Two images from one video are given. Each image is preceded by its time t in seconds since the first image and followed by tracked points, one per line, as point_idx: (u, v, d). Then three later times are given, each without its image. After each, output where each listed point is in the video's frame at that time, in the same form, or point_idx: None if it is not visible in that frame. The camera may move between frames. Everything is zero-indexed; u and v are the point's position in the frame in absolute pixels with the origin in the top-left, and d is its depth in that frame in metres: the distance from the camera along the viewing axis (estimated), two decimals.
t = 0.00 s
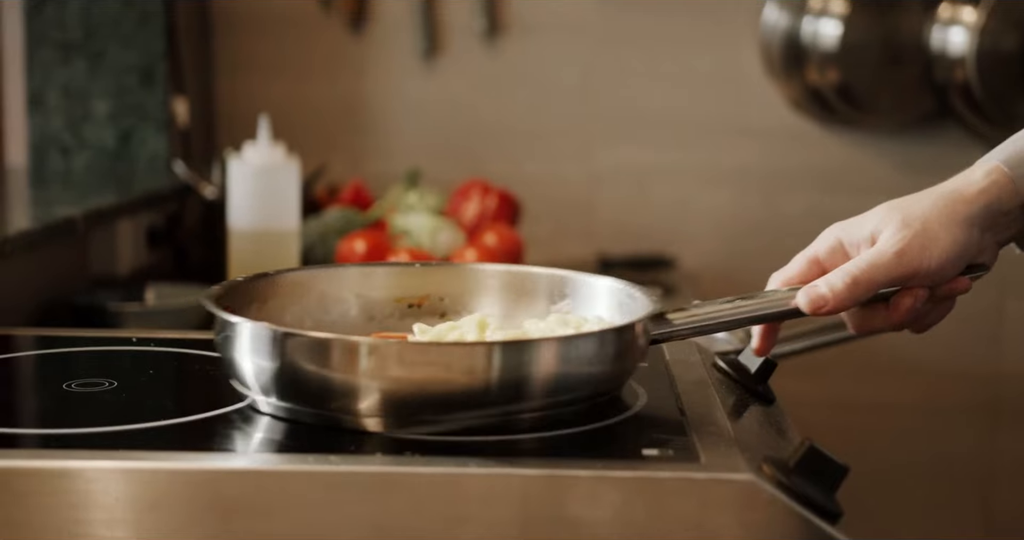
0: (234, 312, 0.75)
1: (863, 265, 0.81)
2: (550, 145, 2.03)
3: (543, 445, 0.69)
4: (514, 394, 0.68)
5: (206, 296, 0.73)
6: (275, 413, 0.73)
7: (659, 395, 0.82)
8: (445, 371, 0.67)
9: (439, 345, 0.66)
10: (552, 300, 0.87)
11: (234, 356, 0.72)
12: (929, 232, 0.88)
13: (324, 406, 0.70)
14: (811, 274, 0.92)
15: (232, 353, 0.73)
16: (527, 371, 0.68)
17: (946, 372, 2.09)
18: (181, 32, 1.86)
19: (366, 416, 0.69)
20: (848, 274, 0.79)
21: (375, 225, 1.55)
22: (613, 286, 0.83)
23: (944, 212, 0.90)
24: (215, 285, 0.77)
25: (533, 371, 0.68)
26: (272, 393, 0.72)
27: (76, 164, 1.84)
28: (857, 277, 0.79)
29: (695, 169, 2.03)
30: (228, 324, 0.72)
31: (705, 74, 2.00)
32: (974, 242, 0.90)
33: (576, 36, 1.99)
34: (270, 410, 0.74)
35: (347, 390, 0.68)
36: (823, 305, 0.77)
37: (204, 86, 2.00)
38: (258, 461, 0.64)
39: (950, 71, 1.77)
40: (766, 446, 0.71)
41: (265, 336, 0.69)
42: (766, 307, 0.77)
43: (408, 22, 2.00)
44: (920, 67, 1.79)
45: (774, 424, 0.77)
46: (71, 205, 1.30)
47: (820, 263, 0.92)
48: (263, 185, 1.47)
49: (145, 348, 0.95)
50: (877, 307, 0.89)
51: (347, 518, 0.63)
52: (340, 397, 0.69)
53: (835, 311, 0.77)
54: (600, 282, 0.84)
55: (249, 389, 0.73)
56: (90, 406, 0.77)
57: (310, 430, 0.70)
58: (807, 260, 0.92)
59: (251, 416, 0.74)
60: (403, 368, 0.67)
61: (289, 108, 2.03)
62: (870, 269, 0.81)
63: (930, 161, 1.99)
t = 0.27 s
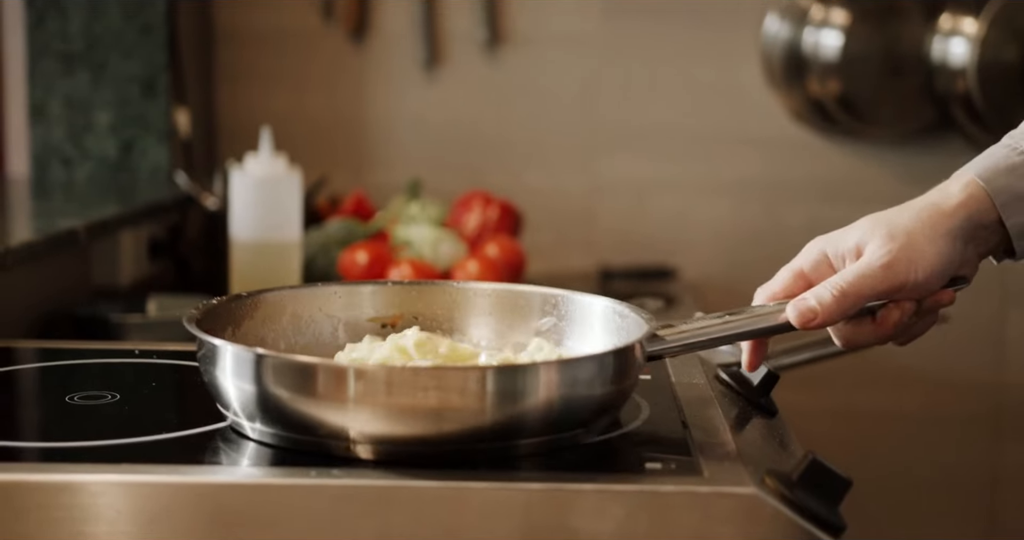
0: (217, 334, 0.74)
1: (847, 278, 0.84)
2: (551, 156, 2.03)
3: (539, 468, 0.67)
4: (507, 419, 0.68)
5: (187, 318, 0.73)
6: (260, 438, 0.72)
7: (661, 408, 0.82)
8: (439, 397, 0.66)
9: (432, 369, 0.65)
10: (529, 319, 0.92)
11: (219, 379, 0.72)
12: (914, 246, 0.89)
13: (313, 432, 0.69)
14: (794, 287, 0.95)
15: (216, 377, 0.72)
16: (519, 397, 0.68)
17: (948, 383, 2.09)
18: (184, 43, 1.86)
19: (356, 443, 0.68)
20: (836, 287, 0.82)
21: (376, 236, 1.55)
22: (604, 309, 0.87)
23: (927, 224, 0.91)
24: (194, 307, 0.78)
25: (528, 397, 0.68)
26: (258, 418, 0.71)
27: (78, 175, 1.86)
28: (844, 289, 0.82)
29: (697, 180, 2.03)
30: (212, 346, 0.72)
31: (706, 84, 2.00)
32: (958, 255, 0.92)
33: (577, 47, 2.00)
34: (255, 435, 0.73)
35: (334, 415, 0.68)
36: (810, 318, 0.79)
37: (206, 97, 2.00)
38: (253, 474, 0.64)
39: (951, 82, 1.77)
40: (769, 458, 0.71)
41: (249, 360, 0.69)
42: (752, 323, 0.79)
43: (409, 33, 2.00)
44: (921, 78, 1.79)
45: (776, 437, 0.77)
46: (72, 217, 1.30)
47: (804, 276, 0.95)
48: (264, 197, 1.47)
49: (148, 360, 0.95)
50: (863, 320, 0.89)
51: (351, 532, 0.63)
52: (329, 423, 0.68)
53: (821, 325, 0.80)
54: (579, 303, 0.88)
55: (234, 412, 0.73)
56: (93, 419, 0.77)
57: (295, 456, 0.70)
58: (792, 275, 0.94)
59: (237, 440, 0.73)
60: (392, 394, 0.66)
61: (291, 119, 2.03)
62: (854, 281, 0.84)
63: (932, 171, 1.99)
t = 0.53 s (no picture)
0: (221, 340, 0.73)
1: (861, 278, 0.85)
2: (547, 164, 2.04)
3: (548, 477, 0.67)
4: (515, 426, 0.67)
5: (192, 325, 0.72)
6: (265, 445, 0.71)
7: (653, 415, 0.82)
8: (446, 404, 0.65)
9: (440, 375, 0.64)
10: (535, 325, 0.90)
11: (223, 386, 0.70)
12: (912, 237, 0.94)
13: (317, 440, 0.68)
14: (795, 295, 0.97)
15: (221, 383, 0.71)
16: (528, 405, 0.67)
17: (943, 393, 2.09)
18: (181, 49, 1.86)
19: (361, 450, 0.67)
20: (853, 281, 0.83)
21: (371, 243, 1.55)
22: (611, 316, 0.85)
23: (925, 219, 0.95)
24: (200, 314, 0.76)
25: (536, 404, 0.67)
26: (263, 426, 0.70)
27: (74, 181, 1.87)
28: (859, 285, 0.84)
29: (693, 188, 2.03)
30: (218, 353, 0.70)
31: (703, 93, 2.00)
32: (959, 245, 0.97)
33: (574, 55, 2.00)
34: (259, 442, 0.72)
35: (340, 422, 0.66)
36: (833, 305, 0.81)
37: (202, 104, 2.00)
38: (258, 479, 0.64)
39: (946, 92, 1.77)
40: (760, 465, 0.71)
41: (255, 368, 0.68)
42: (757, 331, 0.78)
43: (406, 40, 2.01)
44: (917, 87, 1.80)
45: (768, 444, 0.77)
46: (67, 222, 1.30)
47: (804, 280, 0.96)
48: (259, 202, 1.47)
49: (141, 365, 0.95)
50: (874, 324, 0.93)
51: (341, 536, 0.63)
52: (334, 430, 0.67)
53: (843, 311, 0.82)
54: (586, 310, 0.87)
55: (238, 420, 0.71)
56: (85, 423, 0.77)
57: (299, 464, 0.68)
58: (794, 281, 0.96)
59: (240, 447, 0.72)
60: (399, 401, 0.65)
61: (287, 126, 2.03)
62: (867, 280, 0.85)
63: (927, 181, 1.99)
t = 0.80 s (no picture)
0: (200, 323, 0.73)
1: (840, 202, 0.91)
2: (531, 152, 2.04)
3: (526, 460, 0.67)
4: (493, 410, 0.67)
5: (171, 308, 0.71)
6: (244, 428, 0.71)
7: (632, 400, 0.82)
8: (423, 387, 0.65)
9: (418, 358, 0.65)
10: (514, 310, 0.90)
11: (202, 368, 0.70)
12: (810, 147, 0.99)
13: (295, 423, 0.68)
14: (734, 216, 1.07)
15: (200, 366, 0.71)
16: (506, 388, 0.67)
17: (925, 381, 2.10)
18: (163, 35, 1.86)
19: (339, 433, 0.67)
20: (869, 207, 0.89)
21: (353, 230, 1.55)
22: (590, 302, 0.86)
23: (833, 130, 0.99)
24: (179, 298, 0.76)
25: (514, 388, 0.67)
26: (242, 409, 0.70)
27: (54, 165, 1.85)
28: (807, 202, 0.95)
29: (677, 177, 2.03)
30: (197, 336, 0.70)
31: (687, 81, 2.01)
32: (866, 157, 1.02)
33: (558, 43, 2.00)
34: (238, 425, 0.72)
35: (318, 406, 0.66)
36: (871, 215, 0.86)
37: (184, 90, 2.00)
38: (236, 462, 0.64)
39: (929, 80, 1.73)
40: (737, 449, 0.72)
41: (234, 350, 0.68)
42: (736, 316, 0.79)
43: (390, 27, 2.00)
44: (900, 77, 1.78)
45: (747, 429, 0.77)
46: (48, 206, 1.30)
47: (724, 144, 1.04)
48: (241, 188, 1.46)
49: (121, 349, 0.95)
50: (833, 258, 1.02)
51: (320, 519, 0.63)
52: (313, 414, 0.67)
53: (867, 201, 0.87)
54: (566, 295, 0.87)
55: (217, 402, 0.71)
56: (64, 406, 0.77)
57: (277, 447, 0.68)
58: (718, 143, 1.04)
59: (219, 430, 0.72)
60: (378, 384, 0.65)
61: (271, 113, 2.03)
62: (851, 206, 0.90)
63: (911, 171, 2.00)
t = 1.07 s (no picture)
0: (185, 313, 0.73)
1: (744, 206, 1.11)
2: (519, 143, 2.04)
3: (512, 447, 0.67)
4: (479, 397, 0.67)
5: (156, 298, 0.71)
6: (230, 418, 0.71)
7: (619, 388, 0.82)
8: (409, 375, 0.65)
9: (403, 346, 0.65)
10: (500, 299, 0.90)
11: (188, 358, 0.70)
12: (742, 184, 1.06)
13: (280, 412, 0.68)
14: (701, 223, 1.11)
15: (186, 355, 0.71)
16: (492, 375, 0.67)
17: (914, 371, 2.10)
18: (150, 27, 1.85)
19: (325, 422, 0.67)
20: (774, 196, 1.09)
21: (341, 221, 1.55)
22: (577, 291, 0.86)
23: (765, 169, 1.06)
24: (165, 287, 0.76)
25: (500, 376, 0.67)
26: (228, 399, 0.70)
27: (41, 158, 1.82)
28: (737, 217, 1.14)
29: (665, 167, 2.04)
30: (182, 326, 0.70)
31: (675, 72, 2.01)
32: (798, 171, 1.08)
33: (546, 34, 2.00)
34: (224, 415, 0.72)
35: (304, 395, 0.66)
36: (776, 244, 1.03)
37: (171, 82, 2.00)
38: (222, 452, 0.64)
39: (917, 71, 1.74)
40: (722, 437, 0.72)
41: (219, 339, 0.68)
42: (722, 303, 0.79)
43: (377, 19, 2.00)
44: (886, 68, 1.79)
45: (732, 417, 0.78)
46: (35, 199, 1.29)
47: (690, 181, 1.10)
48: (229, 179, 1.46)
49: (107, 340, 0.95)
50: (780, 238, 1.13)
51: (305, 508, 0.63)
52: (298, 402, 0.67)
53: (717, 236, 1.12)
54: (552, 284, 0.87)
55: (203, 392, 0.72)
56: (49, 397, 0.77)
57: (263, 436, 0.69)
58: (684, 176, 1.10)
59: (205, 420, 0.72)
60: (363, 372, 0.65)
61: (258, 105, 2.03)
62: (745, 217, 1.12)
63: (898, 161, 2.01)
